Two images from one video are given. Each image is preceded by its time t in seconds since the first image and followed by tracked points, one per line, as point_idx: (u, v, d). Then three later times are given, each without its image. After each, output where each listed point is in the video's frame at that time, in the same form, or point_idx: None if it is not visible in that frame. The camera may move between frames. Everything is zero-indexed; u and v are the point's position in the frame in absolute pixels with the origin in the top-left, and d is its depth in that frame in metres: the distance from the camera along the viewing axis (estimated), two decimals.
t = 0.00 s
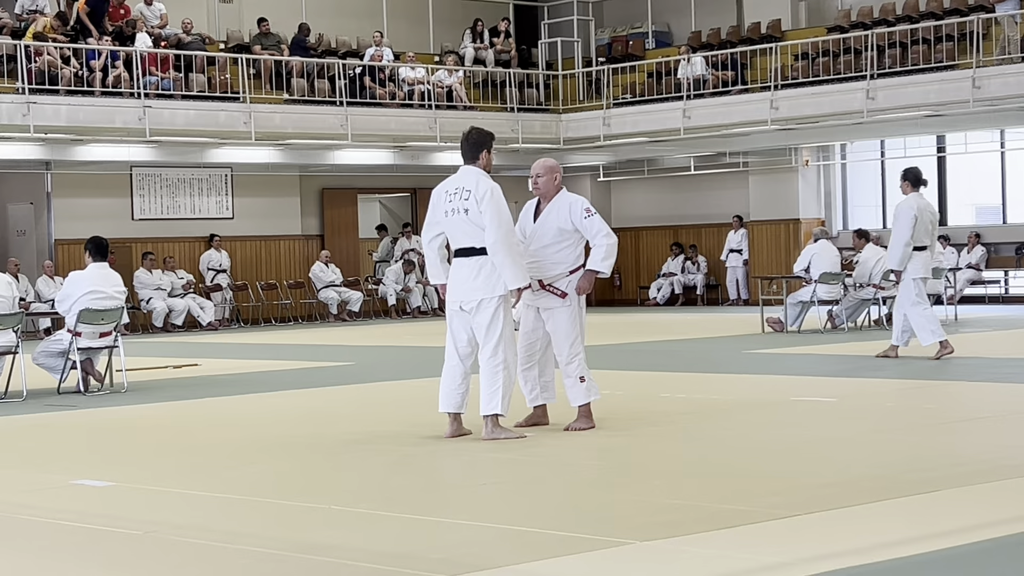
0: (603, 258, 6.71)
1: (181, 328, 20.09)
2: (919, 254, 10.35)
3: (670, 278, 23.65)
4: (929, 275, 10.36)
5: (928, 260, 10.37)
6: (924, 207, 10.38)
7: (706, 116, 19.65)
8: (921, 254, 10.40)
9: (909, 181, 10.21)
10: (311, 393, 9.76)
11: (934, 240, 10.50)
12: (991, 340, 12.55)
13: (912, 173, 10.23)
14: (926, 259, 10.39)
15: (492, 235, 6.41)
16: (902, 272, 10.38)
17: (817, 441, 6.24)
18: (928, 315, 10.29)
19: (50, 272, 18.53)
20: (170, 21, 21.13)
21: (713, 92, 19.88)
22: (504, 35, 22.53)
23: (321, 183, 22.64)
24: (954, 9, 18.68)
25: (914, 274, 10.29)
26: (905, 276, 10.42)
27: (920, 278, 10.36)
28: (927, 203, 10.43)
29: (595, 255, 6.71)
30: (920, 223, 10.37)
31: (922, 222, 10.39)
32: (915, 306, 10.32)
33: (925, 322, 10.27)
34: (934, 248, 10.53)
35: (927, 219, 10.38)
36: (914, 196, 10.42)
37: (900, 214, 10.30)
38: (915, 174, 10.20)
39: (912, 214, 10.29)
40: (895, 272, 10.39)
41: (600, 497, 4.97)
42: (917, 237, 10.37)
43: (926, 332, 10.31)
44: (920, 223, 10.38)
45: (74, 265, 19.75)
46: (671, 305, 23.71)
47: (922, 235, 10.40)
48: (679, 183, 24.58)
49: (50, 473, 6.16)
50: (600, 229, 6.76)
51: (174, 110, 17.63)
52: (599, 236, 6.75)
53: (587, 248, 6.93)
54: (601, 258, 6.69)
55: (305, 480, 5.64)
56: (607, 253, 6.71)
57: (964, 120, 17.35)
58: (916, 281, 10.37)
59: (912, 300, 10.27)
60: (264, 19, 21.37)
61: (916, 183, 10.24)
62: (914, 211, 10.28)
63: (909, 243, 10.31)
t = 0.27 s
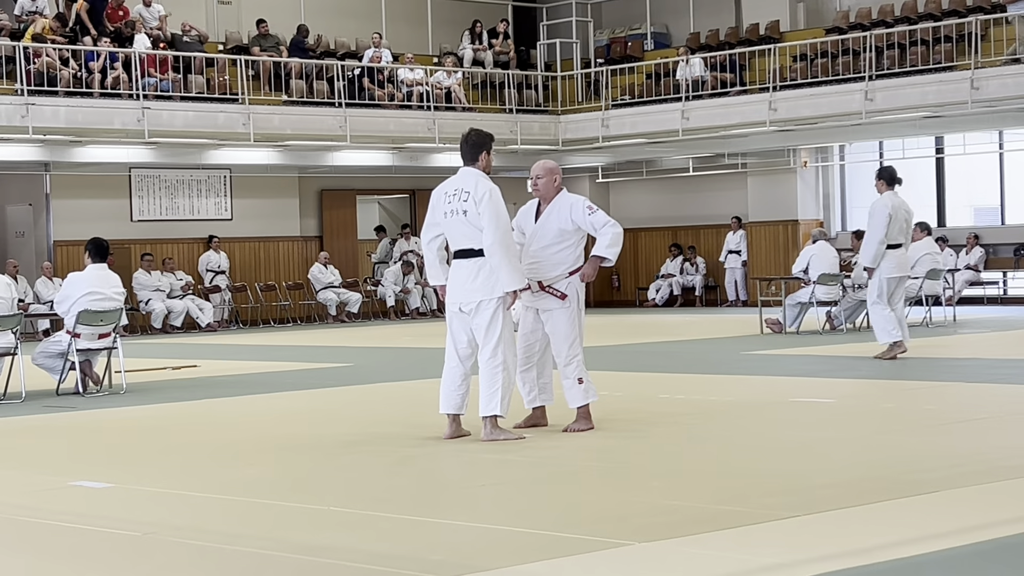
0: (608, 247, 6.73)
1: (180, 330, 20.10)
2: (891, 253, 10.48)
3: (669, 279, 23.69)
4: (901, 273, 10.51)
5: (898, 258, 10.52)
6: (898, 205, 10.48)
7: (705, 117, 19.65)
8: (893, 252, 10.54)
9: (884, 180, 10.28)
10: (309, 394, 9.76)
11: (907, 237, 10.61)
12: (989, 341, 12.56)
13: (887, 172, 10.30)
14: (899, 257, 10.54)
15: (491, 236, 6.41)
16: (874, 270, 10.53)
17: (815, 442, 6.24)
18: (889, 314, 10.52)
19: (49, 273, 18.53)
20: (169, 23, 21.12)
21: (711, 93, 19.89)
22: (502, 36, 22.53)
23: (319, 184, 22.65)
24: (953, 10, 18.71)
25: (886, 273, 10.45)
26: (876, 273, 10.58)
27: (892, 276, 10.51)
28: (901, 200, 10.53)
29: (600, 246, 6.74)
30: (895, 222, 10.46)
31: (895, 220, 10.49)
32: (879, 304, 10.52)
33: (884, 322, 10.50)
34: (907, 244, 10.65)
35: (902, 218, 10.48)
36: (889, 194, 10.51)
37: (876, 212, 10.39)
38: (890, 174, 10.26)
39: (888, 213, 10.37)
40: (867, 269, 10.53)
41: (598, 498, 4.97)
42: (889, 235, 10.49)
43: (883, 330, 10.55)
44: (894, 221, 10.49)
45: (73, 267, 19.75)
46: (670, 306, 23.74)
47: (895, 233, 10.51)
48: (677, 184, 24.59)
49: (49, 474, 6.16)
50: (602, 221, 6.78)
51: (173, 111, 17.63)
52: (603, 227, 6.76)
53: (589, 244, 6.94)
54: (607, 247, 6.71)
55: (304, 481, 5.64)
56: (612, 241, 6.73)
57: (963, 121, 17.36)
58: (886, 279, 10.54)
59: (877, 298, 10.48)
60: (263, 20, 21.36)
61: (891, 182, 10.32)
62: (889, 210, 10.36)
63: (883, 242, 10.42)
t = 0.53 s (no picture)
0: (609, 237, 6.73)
1: (179, 330, 20.09)
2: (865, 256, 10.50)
3: (668, 280, 23.70)
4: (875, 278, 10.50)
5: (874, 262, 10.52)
6: (873, 209, 10.51)
7: (703, 118, 19.66)
8: (870, 256, 10.55)
9: (859, 184, 10.33)
10: (307, 395, 9.76)
11: (886, 242, 10.61)
12: (988, 341, 12.57)
13: (862, 177, 10.34)
14: (876, 261, 10.53)
15: (491, 238, 6.41)
16: (849, 273, 10.57)
17: (814, 443, 6.24)
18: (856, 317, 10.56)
19: (47, 274, 18.52)
20: (168, 24, 21.12)
21: (710, 94, 19.90)
22: (501, 37, 22.53)
23: (318, 185, 22.65)
24: (951, 12, 18.75)
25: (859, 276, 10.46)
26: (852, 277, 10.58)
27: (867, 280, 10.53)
28: (878, 206, 10.54)
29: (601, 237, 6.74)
30: (870, 226, 10.49)
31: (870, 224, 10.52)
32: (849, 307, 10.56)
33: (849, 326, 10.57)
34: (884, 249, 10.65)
35: (877, 222, 10.50)
36: (865, 198, 10.55)
37: (850, 215, 10.43)
38: (864, 179, 10.30)
39: (862, 217, 10.41)
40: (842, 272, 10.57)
41: (597, 499, 4.97)
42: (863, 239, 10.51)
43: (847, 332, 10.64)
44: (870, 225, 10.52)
45: (72, 268, 19.75)
46: (668, 307, 23.75)
47: (871, 237, 10.53)
48: (676, 185, 24.59)
49: (48, 475, 6.15)
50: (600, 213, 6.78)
51: (172, 112, 17.63)
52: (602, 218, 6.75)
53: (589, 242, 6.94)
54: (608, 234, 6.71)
55: (303, 483, 5.64)
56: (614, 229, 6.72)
57: (962, 122, 17.37)
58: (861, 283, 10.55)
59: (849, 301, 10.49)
60: (262, 21, 21.37)
61: (866, 187, 10.36)
62: (863, 214, 10.40)
63: (857, 245, 10.45)
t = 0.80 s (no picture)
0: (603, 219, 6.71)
1: (179, 332, 20.11)
2: (832, 259, 10.57)
3: (667, 281, 23.72)
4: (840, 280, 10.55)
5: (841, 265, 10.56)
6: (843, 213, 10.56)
7: (702, 119, 19.68)
8: (838, 258, 10.60)
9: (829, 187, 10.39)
10: (306, 396, 9.76)
11: (855, 246, 10.63)
12: (987, 343, 12.58)
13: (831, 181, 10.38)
14: (843, 264, 10.58)
15: (492, 238, 6.41)
16: (815, 276, 10.66)
17: (813, 444, 6.24)
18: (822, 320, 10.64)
19: (46, 275, 18.52)
20: (167, 25, 21.12)
21: (709, 95, 19.91)
22: (501, 38, 22.54)
23: (317, 186, 22.66)
24: (950, 13, 18.79)
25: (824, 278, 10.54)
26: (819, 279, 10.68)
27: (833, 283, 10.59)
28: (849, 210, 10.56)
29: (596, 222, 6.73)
30: (838, 230, 10.54)
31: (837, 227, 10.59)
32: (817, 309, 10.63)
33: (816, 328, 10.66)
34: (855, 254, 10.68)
35: (845, 226, 10.52)
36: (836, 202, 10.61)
37: (818, 219, 10.53)
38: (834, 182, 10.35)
39: (828, 220, 10.48)
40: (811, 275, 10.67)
41: (596, 500, 4.97)
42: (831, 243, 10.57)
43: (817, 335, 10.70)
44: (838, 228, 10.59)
45: (71, 269, 19.74)
46: (668, 308, 23.77)
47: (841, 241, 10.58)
48: (675, 186, 24.60)
49: (46, 476, 6.15)
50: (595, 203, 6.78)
51: (171, 113, 17.64)
52: (596, 209, 6.76)
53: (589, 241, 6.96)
54: (601, 217, 6.70)
55: (302, 484, 5.64)
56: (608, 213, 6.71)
57: (961, 123, 17.39)
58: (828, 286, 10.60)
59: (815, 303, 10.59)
60: (261, 22, 21.38)
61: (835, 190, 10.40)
62: (829, 218, 10.47)
63: (824, 248, 10.53)
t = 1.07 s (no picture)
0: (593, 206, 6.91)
1: (179, 332, 20.11)
2: (810, 258, 10.67)
3: (667, 282, 23.74)
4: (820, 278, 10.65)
5: (819, 263, 10.67)
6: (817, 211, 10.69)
7: (702, 120, 19.69)
8: (815, 257, 10.71)
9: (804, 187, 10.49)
10: (305, 396, 9.76)
11: (830, 244, 10.78)
12: (986, 344, 12.57)
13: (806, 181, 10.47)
14: (820, 263, 10.68)
15: (492, 239, 6.41)
16: (793, 275, 10.74)
17: (812, 445, 6.24)
18: (812, 319, 10.67)
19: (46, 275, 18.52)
20: (167, 26, 21.10)
21: (709, 96, 19.91)
22: (501, 39, 22.54)
23: (317, 187, 22.65)
24: (950, 13, 18.80)
25: (804, 277, 10.62)
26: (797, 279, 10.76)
27: (812, 282, 10.67)
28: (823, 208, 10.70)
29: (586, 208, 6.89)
30: (813, 228, 10.66)
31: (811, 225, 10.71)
32: (801, 309, 10.68)
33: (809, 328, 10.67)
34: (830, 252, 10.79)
35: (822, 225, 10.65)
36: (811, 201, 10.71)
37: (793, 218, 10.63)
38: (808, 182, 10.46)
39: (804, 219, 10.58)
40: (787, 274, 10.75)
41: (595, 500, 4.97)
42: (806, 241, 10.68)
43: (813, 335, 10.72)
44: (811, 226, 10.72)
45: (71, 269, 19.74)
46: (667, 309, 23.78)
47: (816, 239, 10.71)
48: (675, 187, 24.60)
49: (45, 477, 6.15)
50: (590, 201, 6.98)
51: (171, 114, 17.65)
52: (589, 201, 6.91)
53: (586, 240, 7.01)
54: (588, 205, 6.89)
55: (301, 484, 5.64)
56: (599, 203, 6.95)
57: (961, 124, 17.38)
58: (807, 285, 10.69)
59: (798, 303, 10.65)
60: (261, 23, 21.39)
61: (810, 190, 10.50)
62: (806, 217, 10.57)
63: (801, 247, 10.63)
